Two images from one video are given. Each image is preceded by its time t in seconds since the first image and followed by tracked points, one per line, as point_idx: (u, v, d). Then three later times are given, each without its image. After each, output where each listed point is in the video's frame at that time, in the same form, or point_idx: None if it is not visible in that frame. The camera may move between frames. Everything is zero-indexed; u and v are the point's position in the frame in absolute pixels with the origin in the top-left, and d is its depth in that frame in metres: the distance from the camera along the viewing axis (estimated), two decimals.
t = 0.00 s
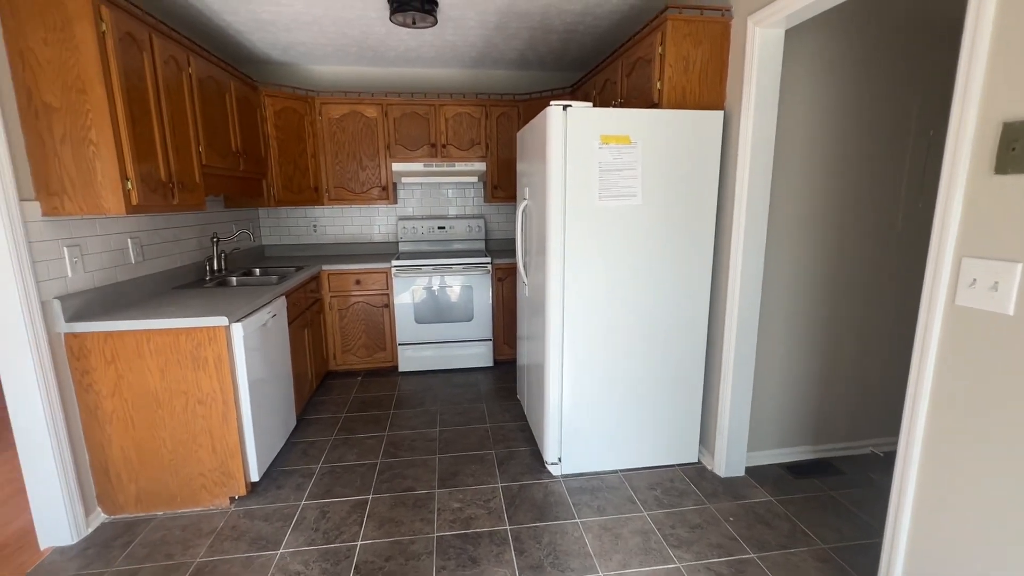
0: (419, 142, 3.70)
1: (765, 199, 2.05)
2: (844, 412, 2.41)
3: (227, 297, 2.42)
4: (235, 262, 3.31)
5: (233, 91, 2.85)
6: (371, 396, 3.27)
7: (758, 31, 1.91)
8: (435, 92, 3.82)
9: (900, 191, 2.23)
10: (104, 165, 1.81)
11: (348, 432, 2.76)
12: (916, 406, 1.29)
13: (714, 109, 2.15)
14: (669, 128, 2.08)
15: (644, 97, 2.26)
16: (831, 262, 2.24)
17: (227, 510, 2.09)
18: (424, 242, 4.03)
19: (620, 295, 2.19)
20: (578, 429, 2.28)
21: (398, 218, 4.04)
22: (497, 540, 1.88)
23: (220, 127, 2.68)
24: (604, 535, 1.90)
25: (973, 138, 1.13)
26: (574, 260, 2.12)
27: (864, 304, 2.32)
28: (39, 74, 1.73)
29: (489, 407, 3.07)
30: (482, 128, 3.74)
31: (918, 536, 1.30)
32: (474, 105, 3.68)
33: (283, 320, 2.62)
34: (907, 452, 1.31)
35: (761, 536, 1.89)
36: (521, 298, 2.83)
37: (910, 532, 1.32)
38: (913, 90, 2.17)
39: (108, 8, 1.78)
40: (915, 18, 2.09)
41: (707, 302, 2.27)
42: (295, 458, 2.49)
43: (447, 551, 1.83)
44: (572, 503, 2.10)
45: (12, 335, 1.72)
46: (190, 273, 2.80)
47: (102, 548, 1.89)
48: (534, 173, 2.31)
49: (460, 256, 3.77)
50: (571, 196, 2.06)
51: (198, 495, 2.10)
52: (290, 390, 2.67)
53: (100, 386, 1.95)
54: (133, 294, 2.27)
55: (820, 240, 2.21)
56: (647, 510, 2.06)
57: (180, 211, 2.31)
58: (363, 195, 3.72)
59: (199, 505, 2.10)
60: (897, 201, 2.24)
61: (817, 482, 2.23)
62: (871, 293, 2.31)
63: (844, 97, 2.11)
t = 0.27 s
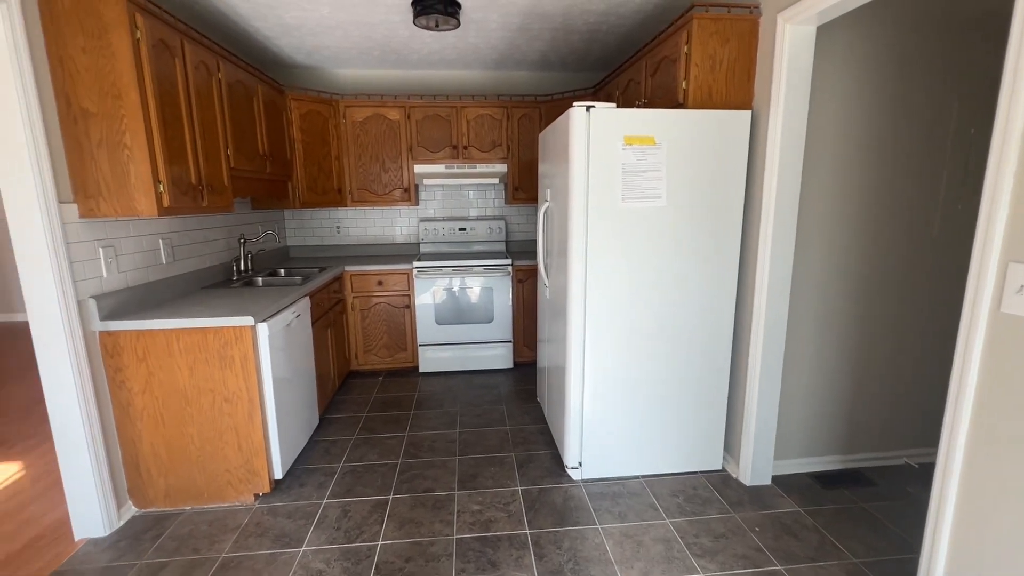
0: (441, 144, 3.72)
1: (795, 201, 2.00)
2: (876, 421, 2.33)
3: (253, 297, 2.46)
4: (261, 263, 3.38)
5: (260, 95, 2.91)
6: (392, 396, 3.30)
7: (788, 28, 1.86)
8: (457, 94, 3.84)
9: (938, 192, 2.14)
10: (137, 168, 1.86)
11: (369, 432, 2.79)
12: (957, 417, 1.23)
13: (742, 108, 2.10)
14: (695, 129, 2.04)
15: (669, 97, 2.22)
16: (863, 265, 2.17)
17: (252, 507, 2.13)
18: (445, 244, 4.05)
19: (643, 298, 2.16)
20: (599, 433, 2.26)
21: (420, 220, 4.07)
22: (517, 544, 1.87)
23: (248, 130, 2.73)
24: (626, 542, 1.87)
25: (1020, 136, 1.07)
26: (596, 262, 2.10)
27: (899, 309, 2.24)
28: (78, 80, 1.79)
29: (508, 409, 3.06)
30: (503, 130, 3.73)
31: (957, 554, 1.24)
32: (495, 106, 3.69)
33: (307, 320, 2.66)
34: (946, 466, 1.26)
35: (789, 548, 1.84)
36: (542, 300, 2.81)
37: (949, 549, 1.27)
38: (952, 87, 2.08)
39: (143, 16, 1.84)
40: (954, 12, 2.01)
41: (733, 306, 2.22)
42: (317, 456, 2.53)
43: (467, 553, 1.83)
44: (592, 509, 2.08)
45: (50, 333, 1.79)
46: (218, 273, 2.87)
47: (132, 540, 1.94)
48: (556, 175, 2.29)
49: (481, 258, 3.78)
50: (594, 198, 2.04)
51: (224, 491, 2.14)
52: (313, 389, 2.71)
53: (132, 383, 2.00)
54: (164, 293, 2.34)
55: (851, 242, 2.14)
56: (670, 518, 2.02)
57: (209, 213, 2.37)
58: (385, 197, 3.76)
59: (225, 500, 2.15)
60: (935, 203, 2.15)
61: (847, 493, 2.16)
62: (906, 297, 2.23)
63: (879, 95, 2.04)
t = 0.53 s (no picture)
0: (456, 143, 3.72)
1: (817, 199, 1.95)
2: (901, 425, 2.26)
3: (269, 294, 2.49)
4: (278, 261, 3.42)
5: (278, 95, 2.94)
6: (405, 395, 3.31)
7: (810, 24, 1.81)
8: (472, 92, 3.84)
9: (967, 191, 2.08)
10: (158, 167, 1.89)
11: (382, 430, 2.80)
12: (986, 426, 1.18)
13: (762, 105, 2.06)
14: (713, 126, 2.00)
15: (686, 94, 2.19)
16: (887, 266, 2.11)
17: (267, 502, 2.15)
18: (459, 243, 4.05)
19: (659, 298, 2.13)
20: (613, 435, 2.23)
21: (434, 219, 4.08)
22: (529, 545, 1.86)
23: (265, 130, 2.76)
24: (640, 545, 1.85)
25: None
26: (611, 262, 2.08)
27: (925, 312, 2.17)
28: (101, 81, 1.82)
29: (522, 409, 3.05)
30: (518, 128, 3.72)
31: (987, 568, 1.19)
32: (510, 105, 3.67)
33: (322, 318, 2.68)
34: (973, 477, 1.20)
35: (808, 555, 1.79)
36: (556, 299, 2.80)
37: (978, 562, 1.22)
38: (983, 81, 2.01)
39: (164, 17, 1.86)
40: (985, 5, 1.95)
41: (752, 307, 2.18)
42: (331, 454, 2.54)
43: (479, 553, 1.82)
44: (606, 511, 2.06)
45: (73, 328, 1.82)
46: (235, 271, 2.90)
47: (151, 533, 1.97)
48: (571, 173, 2.27)
49: (495, 257, 3.77)
50: (610, 197, 2.02)
51: (240, 487, 2.16)
52: (328, 387, 2.73)
53: (151, 378, 2.04)
54: (183, 291, 2.37)
55: (876, 242, 2.09)
56: (685, 522, 1.98)
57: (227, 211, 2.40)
58: (400, 196, 3.77)
59: (241, 496, 2.17)
60: (964, 202, 2.08)
61: (870, 500, 2.10)
62: (933, 299, 2.16)
63: (905, 91, 1.98)
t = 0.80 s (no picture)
0: (470, 142, 3.72)
1: (839, 199, 1.90)
2: (924, 431, 2.20)
3: (285, 292, 2.51)
4: (294, 259, 3.45)
5: (295, 94, 2.97)
6: (418, 393, 3.32)
7: (833, 18, 1.77)
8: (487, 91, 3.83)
9: (996, 190, 2.01)
10: (177, 165, 1.92)
11: (395, 428, 2.81)
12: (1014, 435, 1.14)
13: (782, 102, 2.02)
14: (732, 124, 1.97)
15: (704, 91, 2.15)
16: (912, 267, 2.05)
17: (282, 498, 2.17)
18: (472, 242, 4.05)
19: (675, 298, 2.10)
20: (626, 436, 2.21)
21: (448, 217, 4.08)
22: (541, 546, 1.85)
23: (282, 129, 2.79)
24: (653, 549, 1.83)
25: None
26: (626, 262, 2.05)
27: (951, 314, 2.11)
28: (123, 81, 1.85)
29: (534, 409, 3.04)
30: (533, 127, 3.71)
31: None
32: (525, 104, 3.66)
33: (337, 315, 2.70)
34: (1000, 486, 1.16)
35: (827, 562, 1.75)
36: (569, 299, 2.78)
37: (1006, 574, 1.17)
38: (1014, 77, 1.95)
39: (184, 17, 1.89)
40: None
41: (770, 308, 2.14)
42: (344, 451, 2.56)
43: (491, 553, 1.81)
44: (619, 513, 2.04)
45: (95, 324, 1.86)
46: (252, 269, 2.94)
47: (169, 526, 2.01)
48: (586, 172, 2.25)
49: (509, 256, 3.76)
50: (625, 196, 1.99)
51: (256, 482, 2.19)
52: (342, 384, 2.75)
53: (170, 373, 2.07)
54: (201, 288, 2.41)
55: (900, 243, 2.03)
56: (700, 526, 1.96)
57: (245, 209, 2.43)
58: (414, 195, 3.78)
59: (257, 490, 2.20)
60: (993, 201, 2.02)
61: (892, 508, 2.05)
62: (960, 301, 2.10)
63: (932, 87, 1.92)
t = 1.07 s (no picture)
0: (487, 140, 3.71)
1: (867, 198, 1.84)
2: (955, 439, 2.13)
3: (304, 290, 2.54)
4: (312, 257, 3.49)
5: (314, 94, 2.99)
6: (434, 392, 3.33)
7: (863, 12, 1.72)
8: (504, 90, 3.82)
9: None
10: (200, 164, 1.94)
11: (412, 426, 2.82)
12: None
13: (808, 99, 1.96)
14: (755, 121, 1.92)
15: (727, 88, 2.11)
16: (943, 269, 1.98)
17: (300, 494, 2.19)
18: (489, 241, 4.05)
19: (695, 299, 2.06)
20: (644, 438, 2.18)
21: (465, 216, 4.08)
22: (558, 548, 1.83)
23: (302, 129, 2.81)
24: (672, 554, 1.80)
25: None
26: (645, 262, 2.02)
27: (985, 318, 2.03)
28: (148, 82, 1.89)
29: (550, 410, 3.02)
30: (550, 126, 3.68)
31: None
32: (543, 102, 3.64)
33: (355, 314, 2.72)
34: None
35: (852, 572, 1.70)
36: (587, 299, 2.76)
37: None
38: None
39: (207, 19, 1.91)
40: None
41: (794, 310, 2.09)
42: (361, 448, 2.58)
43: (507, 554, 1.80)
44: (636, 517, 2.01)
45: (121, 320, 1.90)
46: (272, 267, 2.97)
47: (190, 520, 2.04)
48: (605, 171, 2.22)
49: (525, 255, 3.75)
50: (645, 195, 1.96)
51: (275, 478, 2.21)
52: (359, 382, 2.76)
53: (192, 369, 2.10)
54: (223, 285, 2.44)
55: (931, 243, 1.96)
56: (720, 531, 1.92)
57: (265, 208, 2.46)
58: (431, 194, 3.79)
59: (275, 486, 2.22)
60: None
61: (920, 517, 1.98)
62: (994, 304, 2.02)
63: (966, 83, 1.86)
